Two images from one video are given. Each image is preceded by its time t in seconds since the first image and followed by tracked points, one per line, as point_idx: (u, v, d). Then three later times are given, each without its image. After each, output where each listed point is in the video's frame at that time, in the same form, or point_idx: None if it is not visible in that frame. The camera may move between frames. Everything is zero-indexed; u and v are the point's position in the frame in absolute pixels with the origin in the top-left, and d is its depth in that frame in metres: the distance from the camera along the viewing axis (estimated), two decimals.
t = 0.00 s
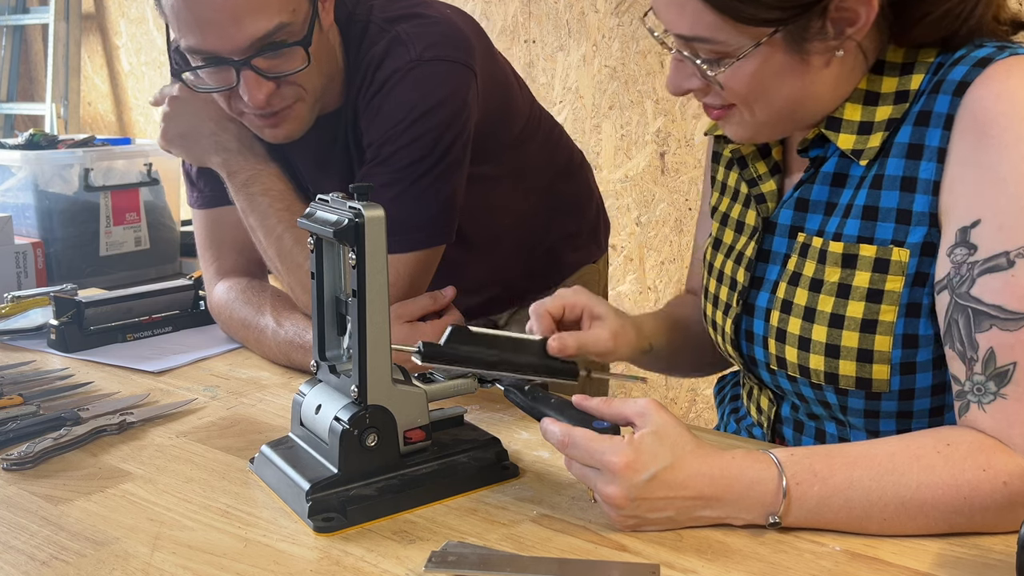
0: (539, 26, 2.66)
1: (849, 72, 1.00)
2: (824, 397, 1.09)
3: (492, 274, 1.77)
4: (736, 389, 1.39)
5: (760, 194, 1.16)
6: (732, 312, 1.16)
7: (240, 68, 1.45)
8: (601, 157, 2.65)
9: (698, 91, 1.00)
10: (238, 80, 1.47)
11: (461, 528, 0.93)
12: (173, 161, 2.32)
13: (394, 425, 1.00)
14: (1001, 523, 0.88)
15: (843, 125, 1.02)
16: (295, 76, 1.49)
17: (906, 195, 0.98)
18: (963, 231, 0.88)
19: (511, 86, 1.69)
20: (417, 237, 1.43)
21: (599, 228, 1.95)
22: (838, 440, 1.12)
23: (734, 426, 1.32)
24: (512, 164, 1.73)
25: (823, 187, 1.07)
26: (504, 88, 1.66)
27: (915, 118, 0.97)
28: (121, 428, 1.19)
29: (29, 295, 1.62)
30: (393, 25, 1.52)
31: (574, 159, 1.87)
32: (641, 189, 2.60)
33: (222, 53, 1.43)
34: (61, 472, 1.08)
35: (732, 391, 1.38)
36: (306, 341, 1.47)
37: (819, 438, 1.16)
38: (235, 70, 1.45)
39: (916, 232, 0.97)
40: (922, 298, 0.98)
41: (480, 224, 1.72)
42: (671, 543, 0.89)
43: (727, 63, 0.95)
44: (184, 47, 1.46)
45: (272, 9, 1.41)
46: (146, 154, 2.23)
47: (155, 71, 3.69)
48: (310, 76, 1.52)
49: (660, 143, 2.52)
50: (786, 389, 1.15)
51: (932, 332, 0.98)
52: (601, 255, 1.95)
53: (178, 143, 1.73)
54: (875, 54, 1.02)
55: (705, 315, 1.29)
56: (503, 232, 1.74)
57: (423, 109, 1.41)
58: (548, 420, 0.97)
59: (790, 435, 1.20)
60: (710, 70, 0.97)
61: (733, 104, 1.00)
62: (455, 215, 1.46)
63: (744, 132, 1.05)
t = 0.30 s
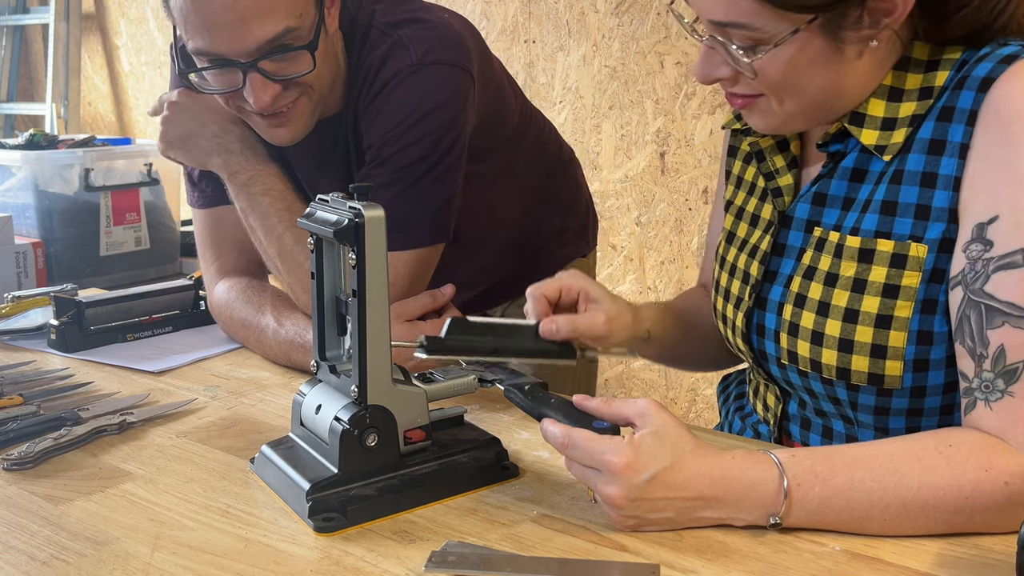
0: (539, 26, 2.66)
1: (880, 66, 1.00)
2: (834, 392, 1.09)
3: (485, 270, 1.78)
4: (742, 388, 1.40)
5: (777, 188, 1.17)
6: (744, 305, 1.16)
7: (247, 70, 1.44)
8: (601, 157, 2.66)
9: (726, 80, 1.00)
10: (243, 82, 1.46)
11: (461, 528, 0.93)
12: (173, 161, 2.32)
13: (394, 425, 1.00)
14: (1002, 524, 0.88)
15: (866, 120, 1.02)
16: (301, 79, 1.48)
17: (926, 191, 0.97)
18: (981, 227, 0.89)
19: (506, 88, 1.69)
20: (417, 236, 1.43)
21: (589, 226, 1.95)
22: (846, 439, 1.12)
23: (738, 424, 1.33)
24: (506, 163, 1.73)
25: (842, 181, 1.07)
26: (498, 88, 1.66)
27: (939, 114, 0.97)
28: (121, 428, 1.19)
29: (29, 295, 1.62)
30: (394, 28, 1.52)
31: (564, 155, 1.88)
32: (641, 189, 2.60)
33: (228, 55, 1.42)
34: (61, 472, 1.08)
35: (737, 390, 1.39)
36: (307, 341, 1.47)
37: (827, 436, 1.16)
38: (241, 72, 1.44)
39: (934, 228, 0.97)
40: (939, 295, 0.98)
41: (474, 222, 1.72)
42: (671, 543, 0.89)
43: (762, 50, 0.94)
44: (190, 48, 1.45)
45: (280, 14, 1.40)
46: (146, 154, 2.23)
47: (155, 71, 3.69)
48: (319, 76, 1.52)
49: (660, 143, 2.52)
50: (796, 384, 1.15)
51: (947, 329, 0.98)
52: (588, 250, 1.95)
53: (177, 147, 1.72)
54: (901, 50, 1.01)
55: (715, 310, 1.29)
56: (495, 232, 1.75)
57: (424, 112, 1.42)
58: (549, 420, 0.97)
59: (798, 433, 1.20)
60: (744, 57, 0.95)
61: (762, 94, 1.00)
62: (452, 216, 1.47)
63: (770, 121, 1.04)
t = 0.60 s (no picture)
0: (539, 26, 2.66)
1: (884, 67, 1.00)
2: (832, 390, 1.09)
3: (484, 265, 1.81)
4: (744, 387, 1.40)
5: (780, 186, 1.17)
6: (746, 302, 1.16)
7: (272, 84, 1.44)
8: (601, 157, 2.66)
9: (732, 77, 1.00)
10: (268, 94, 1.46)
11: (461, 528, 0.93)
12: (173, 161, 2.32)
13: (394, 425, 1.00)
14: (1002, 523, 0.88)
15: (869, 120, 1.02)
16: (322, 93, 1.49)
17: (925, 190, 0.97)
18: (980, 227, 0.89)
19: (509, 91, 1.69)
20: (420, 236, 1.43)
21: (585, 220, 1.96)
22: (845, 438, 1.11)
23: (740, 422, 1.33)
24: (507, 163, 1.73)
25: (843, 180, 1.07)
26: (503, 90, 1.66)
27: (939, 113, 0.97)
28: (121, 428, 1.19)
29: (29, 295, 1.62)
30: (406, 42, 1.51)
31: (562, 153, 1.88)
32: (641, 189, 2.60)
33: (254, 68, 1.42)
34: (61, 472, 1.08)
35: (740, 389, 1.39)
36: (307, 340, 1.47)
37: (826, 434, 1.16)
38: (267, 86, 1.45)
39: (934, 227, 0.97)
40: (937, 294, 0.98)
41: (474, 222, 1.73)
42: (670, 543, 0.89)
43: (769, 49, 0.95)
44: (215, 60, 1.45)
45: (305, 29, 1.40)
46: (146, 154, 2.23)
47: (155, 71, 3.69)
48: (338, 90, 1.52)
49: (660, 143, 2.52)
50: (795, 382, 1.15)
51: (944, 329, 0.99)
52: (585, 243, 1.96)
53: (189, 148, 1.72)
54: (905, 48, 1.01)
55: (719, 308, 1.29)
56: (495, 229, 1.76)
57: (432, 119, 1.41)
58: (548, 420, 0.97)
59: (798, 430, 1.20)
60: (751, 55, 0.96)
61: (766, 92, 1.00)
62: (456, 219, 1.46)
63: (774, 120, 1.04)
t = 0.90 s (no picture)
0: (539, 26, 2.66)
1: (869, 67, 1.00)
2: (828, 391, 1.09)
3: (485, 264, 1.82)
4: (743, 388, 1.40)
5: (773, 189, 1.16)
6: (741, 304, 1.16)
7: (277, 94, 1.45)
8: (601, 157, 2.66)
9: (718, 81, 1.01)
10: (272, 104, 1.46)
11: (461, 528, 0.93)
12: (173, 161, 2.32)
13: (394, 425, 1.00)
14: (1001, 523, 0.88)
15: (860, 122, 1.02)
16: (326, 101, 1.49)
17: (917, 191, 0.97)
18: (973, 228, 0.88)
19: (512, 96, 1.69)
20: (419, 236, 1.43)
21: (584, 216, 1.96)
22: (842, 437, 1.11)
23: (738, 422, 1.32)
24: (507, 162, 1.74)
25: (835, 182, 1.07)
26: (503, 91, 1.66)
27: (929, 115, 0.97)
28: (120, 428, 1.19)
29: (29, 295, 1.62)
30: (410, 49, 1.51)
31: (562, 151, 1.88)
32: (641, 189, 2.60)
33: (260, 79, 1.43)
34: (61, 472, 1.08)
35: (739, 390, 1.39)
36: (308, 339, 1.47)
37: (823, 434, 1.16)
38: (272, 96, 1.45)
39: (926, 229, 0.97)
40: (930, 295, 0.98)
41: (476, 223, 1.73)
42: (671, 544, 0.89)
43: (751, 53, 0.95)
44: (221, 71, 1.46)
45: (308, 40, 1.41)
46: (146, 154, 2.23)
47: (155, 71, 3.69)
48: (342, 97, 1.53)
49: (660, 142, 2.52)
50: (791, 382, 1.15)
51: (938, 329, 0.99)
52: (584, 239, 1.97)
53: (194, 149, 1.72)
54: (890, 52, 1.01)
55: (715, 309, 1.29)
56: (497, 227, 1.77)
57: (434, 123, 1.42)
58: (548, 421, 0.97)
59: (795, 431, 1.20)
60: (733, 60, 0.96)
61: (752, 95, 1.00)
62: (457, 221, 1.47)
63: (763, 123, 1.04)
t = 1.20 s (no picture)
0: (539, 26, 2.66)
1: (861, 74, 1.00)
2: (825, 392, 1.09)
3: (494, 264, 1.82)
4: (742, 388, 1.40)
5: (769, 191, 1.17)
6: (738, 307, 1.16)
7: (282, 91, 1.44)
8: (601, 157, 2.66)
9: (710, 91, 1.01)
10: (277, 102, 1.46)
11: (461, 528, 0.93)
12: (173, 161, 2.32)
13: (394, 425, 1.00)
14: (1001, 523, 0.88)
15: (856, 126, 1.02)
16: (330, 100, 1.49)
17: (911, 193, 0.97)
18: (969, 230, 0.88)
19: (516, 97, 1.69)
20: (422, 236, 1.43)
21: (591, 215, 1.95)
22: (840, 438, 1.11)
23: (738, 423, 1.32)
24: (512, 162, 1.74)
25: (831, 184, 1.07)
26: (507, 90, 1.66)
27: (923, 116, 0.97)
28: (121, 428, 1.19)
29: (29, 295, 1.62)
30: (413, 51, 1.51)
31: (566, 150, 1.87)
32: (641, 189, 2.60)
33: (265, 77, 1.43)
34: (61, 472, 1.08)
35: (738, 390, 1.39)
36: (308, 337, 1.47)
37: (822, 436, 1.16)
38: (276, 93, 1.45)
39: (921, 231, 0.97)
40: (927, 297, 0.98)
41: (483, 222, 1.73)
42: (671, 543, 0.89)
43: (741, 65, 0.95)
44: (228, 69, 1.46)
45: (313, 38, 1.41)
46: (146, 154, 2.23)
47: (155, 71, 3.69)
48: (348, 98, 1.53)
49: (660, 143, 2.52)
50: (790, 384, 1.15)
51: (935, 330, 0.98)
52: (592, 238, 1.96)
53: (198, 150, 1.72)
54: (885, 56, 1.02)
55: (712, 311, 1.29)
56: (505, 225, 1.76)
57: (436, 124, 1.41)
58: (548, 420, 0.97)
59: (794, 432, 1.20)
60: (725, 72, 0.96)
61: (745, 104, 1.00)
62: (460, 222, 1.47)
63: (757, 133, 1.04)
